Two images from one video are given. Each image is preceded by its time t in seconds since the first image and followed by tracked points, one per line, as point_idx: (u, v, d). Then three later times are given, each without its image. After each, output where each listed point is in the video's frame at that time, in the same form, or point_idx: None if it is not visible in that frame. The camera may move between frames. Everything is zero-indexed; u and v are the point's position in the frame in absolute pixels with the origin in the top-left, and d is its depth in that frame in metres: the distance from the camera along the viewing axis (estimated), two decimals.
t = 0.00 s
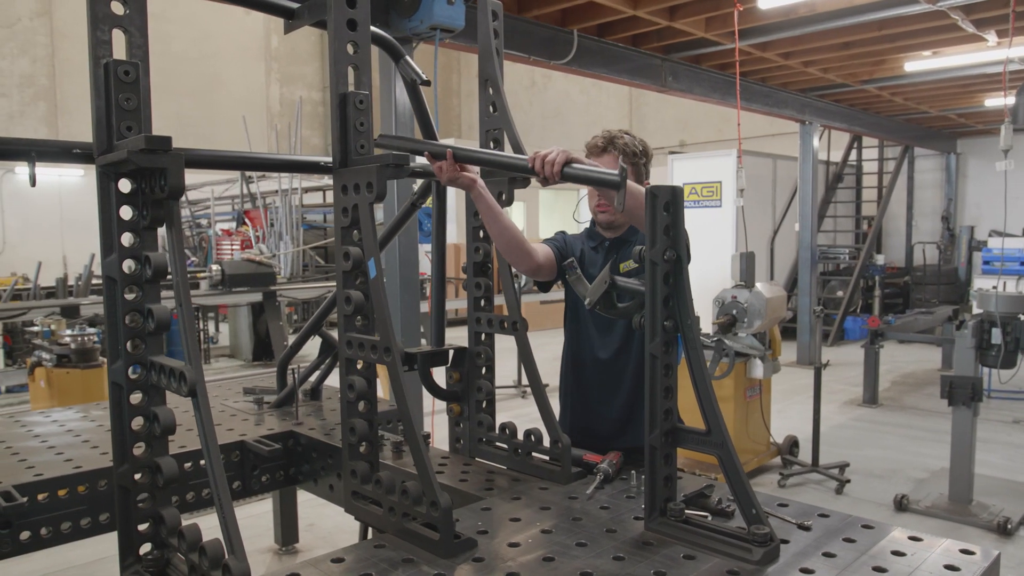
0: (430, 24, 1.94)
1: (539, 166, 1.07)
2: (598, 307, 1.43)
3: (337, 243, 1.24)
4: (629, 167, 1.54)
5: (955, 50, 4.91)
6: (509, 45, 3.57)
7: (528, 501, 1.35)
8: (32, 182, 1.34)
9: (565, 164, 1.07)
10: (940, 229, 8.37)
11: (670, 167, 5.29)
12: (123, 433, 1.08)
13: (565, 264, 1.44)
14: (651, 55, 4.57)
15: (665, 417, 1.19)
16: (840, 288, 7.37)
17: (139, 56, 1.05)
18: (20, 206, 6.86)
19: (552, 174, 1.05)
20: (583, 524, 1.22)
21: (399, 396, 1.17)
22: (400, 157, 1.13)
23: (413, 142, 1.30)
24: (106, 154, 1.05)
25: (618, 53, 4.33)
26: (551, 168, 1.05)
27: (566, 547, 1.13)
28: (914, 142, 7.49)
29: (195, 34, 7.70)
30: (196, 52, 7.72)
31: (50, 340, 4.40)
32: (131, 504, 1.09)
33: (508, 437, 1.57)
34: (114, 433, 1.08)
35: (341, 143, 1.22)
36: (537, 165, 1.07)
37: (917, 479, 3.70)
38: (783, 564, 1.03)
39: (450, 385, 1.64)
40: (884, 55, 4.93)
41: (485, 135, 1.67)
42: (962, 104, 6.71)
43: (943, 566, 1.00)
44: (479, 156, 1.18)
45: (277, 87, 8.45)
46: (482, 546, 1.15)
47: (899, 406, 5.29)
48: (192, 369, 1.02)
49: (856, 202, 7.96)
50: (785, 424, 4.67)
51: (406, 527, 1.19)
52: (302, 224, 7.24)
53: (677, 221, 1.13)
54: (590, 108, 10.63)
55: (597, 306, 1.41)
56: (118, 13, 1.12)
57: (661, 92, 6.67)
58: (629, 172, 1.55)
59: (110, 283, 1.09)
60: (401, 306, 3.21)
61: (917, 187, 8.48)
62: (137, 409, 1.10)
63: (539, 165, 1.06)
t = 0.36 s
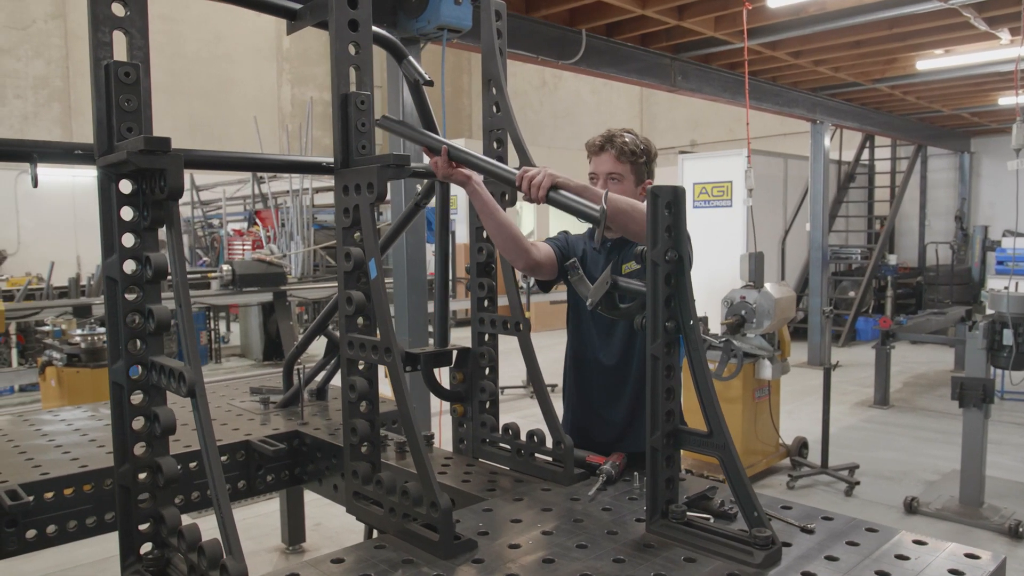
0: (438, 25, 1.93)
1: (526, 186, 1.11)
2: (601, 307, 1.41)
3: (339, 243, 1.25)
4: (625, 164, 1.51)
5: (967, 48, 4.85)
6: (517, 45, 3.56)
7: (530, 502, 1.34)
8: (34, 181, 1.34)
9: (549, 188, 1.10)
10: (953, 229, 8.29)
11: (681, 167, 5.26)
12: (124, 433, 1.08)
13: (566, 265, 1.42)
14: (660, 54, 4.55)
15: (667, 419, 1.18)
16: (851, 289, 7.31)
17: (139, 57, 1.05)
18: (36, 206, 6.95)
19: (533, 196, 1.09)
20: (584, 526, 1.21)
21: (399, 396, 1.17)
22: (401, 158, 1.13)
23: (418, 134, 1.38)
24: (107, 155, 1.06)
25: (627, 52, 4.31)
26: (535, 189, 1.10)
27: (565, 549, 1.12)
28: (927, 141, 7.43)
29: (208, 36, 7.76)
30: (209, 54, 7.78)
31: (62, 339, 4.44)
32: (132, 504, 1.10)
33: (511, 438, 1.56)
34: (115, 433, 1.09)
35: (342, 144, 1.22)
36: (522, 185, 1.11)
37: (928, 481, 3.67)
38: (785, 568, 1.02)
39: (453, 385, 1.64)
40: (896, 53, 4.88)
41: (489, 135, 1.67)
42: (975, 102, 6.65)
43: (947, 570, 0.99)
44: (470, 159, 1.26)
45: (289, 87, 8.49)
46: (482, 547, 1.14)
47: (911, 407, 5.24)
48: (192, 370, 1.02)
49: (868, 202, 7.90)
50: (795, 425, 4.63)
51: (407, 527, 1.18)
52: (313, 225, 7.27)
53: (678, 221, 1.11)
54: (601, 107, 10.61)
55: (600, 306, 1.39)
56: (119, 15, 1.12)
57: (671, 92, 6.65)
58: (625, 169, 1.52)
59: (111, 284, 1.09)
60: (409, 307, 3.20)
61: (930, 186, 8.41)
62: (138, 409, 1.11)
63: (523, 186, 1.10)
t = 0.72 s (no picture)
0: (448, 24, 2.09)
1: (529, 198, 1.21)
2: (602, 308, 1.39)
3: (339, 244, 1.25)
4: (621, 158, 1.50)
5: (982, 47, 4.79)
6: (526, 45, 3.56)
7: (532, 503, 1.33)
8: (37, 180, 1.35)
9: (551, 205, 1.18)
10: (968, 229, 8.20)
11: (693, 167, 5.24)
12: (124, 433, 1.08)
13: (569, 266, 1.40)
14: (670, 53, 4.52)
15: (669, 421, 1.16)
16: (865, 289, 7.24)
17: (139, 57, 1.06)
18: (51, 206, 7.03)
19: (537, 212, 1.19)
20: (586, 528, 1.20)
21: (398, 396, 1.17)
22: (401, 158, 1.13)
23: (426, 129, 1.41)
24: (107, 156, 1.06)
25: (636, 52, 4.29)
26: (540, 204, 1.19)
27: (564, 551, 1.11)
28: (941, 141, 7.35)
29: (221, 37, 7.81)
30: (222, 55, 7.83)
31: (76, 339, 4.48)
32: (132, 503, 1.10)
33: (514, 438, 1.55)
34: (116, 433, 1.09)
35: (343, 144, 1.22)
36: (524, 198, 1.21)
37: (940, 484, 3.62)
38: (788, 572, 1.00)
39: (456, 386, 1.64)
40: (909, 52, 4.83)
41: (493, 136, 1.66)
42: (991, 101, 6.57)
43: None
44: (477, 160, 1.31)
45: (302, 88, 8.49)
46: (482, 549, 1.13)
47: (923, 409, 5.20)
48: (191, 370, 1.03)
49: (881, 202, 7.83)
50: (805, 427, 4.60)
51: (407, 528, 1.18)
52: (324, 225, 7.29)
53: (680, 222, 1.09)
54: (612, 107, 10.57)
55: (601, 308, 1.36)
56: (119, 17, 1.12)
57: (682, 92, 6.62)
58: (621, 165, 1.51)
59: (111, 284, 1.09)
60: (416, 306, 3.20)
61: (945, 186, 8.32)
62: (139, 409, 1.11)
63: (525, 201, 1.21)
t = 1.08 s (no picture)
0: (457, 23, 2.36)
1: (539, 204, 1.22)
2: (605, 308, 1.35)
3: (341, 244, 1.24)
4: (622, 155, 1.49)
5: (998, 45, 4.72)
6: (536, 44, 3.56)
7: (534, 504, 1.32)
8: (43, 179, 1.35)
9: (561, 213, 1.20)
10: (985, 230, 8.10)
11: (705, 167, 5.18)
12: (126, 431, 1.09)
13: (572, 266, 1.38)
14: (682, 53, 4.49)
15: (670, 422, 1.13)
16: (879, 290, 7.17)
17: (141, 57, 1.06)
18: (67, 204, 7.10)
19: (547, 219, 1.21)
20: (587, 529, 1.18)
21: (397, 395, 1.16)
22: (402, 157, 1.12)
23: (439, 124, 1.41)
24: (108, 156, 1.06)
25: (648, 51, 4.26)
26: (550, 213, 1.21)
27: (565, 552, 1.09)
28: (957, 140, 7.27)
29: (235, 37, 7.87)
30: (237, 56, 7.89)
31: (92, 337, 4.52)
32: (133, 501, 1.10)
33: (518, 439, 1.54)
34: (117, 431, 1.09)
35: (345, 143, 1.21)
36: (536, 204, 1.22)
37: (953, 487, 3.58)
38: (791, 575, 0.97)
39: (461, 386, 1.63)
40: (924, 50, 4.77)
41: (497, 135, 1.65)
42: (1009, 100, 6.48)
43: None
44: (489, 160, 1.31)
45: (317, 88, 8.48)
46: (482, 549, 1.12)
47: (938, 411, 5.13)
48: (190, 369, 1.03)
49: (897, 202, 7.76)
50: (817, 428, 4.56)
51: (406, 528, 1.17)
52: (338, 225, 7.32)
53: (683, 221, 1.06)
54: (626, 107, 10.53)
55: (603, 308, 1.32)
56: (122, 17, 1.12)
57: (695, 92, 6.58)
58: (622, 163, 1.50)
59: (113, 284, 1.10)
60: (425, 306, 3.19)
61: (961, 186, 8.23)
62: (140, 408, 1.11)
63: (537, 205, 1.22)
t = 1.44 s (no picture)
0: (466, 24, 2.36)
1: (545, 211, 1.24)
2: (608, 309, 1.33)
3: (344, 243, 1.23)
4: (623, 152, 1.48)
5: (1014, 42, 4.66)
6: (547, 44, 3.55)
7: (536, 505, 1.31)
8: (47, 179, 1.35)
9: (568, 219, 1.21)
10: (1003, 230, 8.00)
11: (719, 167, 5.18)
12: (127, 430, 1.09)
13: (576, 265, 1.36)
14: (694, 52, 4.45)
15: (674, 423, 1.11)
16: (894, 291, 7.09)
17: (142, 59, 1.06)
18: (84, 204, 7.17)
19: (554, 226, 1.23)
20: (589, 531, 1.17)
21: (397, 395, 1.15)
22: (403, 157, 1.12)
23: (454, 126, 1.44)
24: (108, 156, 1.06)
25: (660, 51, 4.24)
26: (556, 220, 1.23)
27: (566, 554, 1.08)
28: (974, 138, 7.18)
29: (251, 39, 7.93)
30: (252, 57, 7.94)
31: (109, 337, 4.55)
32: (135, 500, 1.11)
33: (522, 440, 1.53)
34: (118, 430, 1.10)
35: (348, 143, 1.21)
36: (543, 210, 1.23)
37: (967, 490, 3.53)
38: None
39: (465, 386, 1.63)
40: (938, 48, 4.71)
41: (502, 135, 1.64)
42: None
43: None
44: (500, 165, 1.34)
45: (331, 89, 8.52)
46: (483, 551, 1.11)
47: (953, 413, 5.07)
48: (190, 369, 1.03)
49: (913, 201, 7.67)
50: (830, 430, 4.51)
51: (408, 528, 1.16)
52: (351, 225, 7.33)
53: (685, 220, 1.04)
54: (640, 106, 10.49)
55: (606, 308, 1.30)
56: (123, 17, 1.12)
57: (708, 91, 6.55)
58: (621, 160, 1.49)
59: (115, 284, 1.10)
60: (436, 307, 3.19)
61: (978, 185, 8.13)
62: (141, 407, 1.11)
63: (543, 211, 1.24)
